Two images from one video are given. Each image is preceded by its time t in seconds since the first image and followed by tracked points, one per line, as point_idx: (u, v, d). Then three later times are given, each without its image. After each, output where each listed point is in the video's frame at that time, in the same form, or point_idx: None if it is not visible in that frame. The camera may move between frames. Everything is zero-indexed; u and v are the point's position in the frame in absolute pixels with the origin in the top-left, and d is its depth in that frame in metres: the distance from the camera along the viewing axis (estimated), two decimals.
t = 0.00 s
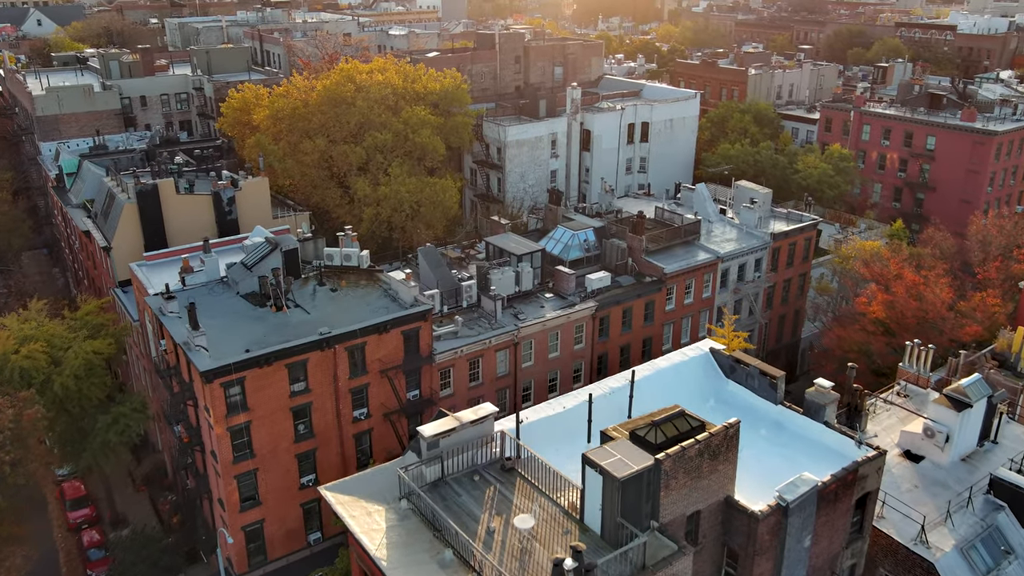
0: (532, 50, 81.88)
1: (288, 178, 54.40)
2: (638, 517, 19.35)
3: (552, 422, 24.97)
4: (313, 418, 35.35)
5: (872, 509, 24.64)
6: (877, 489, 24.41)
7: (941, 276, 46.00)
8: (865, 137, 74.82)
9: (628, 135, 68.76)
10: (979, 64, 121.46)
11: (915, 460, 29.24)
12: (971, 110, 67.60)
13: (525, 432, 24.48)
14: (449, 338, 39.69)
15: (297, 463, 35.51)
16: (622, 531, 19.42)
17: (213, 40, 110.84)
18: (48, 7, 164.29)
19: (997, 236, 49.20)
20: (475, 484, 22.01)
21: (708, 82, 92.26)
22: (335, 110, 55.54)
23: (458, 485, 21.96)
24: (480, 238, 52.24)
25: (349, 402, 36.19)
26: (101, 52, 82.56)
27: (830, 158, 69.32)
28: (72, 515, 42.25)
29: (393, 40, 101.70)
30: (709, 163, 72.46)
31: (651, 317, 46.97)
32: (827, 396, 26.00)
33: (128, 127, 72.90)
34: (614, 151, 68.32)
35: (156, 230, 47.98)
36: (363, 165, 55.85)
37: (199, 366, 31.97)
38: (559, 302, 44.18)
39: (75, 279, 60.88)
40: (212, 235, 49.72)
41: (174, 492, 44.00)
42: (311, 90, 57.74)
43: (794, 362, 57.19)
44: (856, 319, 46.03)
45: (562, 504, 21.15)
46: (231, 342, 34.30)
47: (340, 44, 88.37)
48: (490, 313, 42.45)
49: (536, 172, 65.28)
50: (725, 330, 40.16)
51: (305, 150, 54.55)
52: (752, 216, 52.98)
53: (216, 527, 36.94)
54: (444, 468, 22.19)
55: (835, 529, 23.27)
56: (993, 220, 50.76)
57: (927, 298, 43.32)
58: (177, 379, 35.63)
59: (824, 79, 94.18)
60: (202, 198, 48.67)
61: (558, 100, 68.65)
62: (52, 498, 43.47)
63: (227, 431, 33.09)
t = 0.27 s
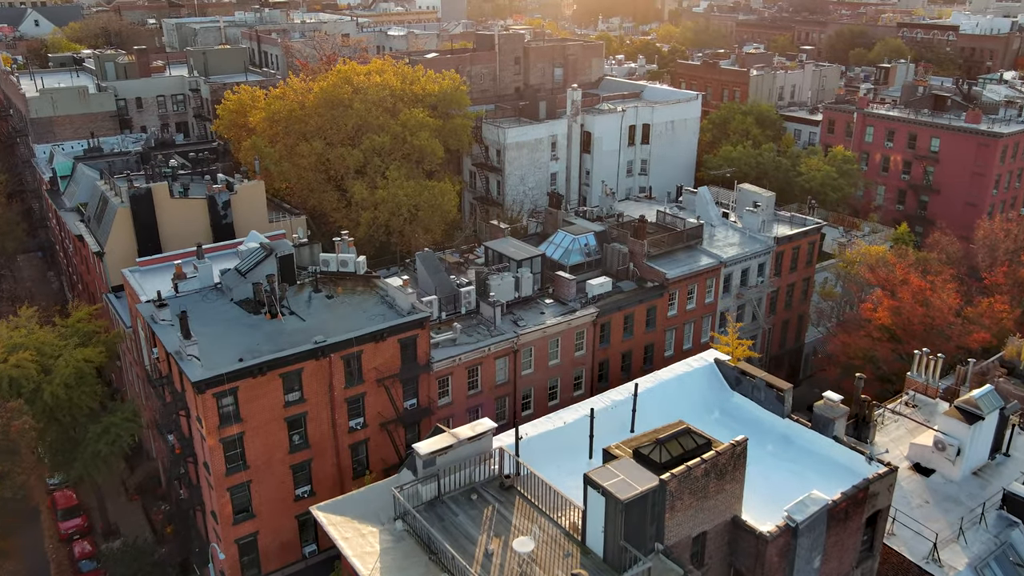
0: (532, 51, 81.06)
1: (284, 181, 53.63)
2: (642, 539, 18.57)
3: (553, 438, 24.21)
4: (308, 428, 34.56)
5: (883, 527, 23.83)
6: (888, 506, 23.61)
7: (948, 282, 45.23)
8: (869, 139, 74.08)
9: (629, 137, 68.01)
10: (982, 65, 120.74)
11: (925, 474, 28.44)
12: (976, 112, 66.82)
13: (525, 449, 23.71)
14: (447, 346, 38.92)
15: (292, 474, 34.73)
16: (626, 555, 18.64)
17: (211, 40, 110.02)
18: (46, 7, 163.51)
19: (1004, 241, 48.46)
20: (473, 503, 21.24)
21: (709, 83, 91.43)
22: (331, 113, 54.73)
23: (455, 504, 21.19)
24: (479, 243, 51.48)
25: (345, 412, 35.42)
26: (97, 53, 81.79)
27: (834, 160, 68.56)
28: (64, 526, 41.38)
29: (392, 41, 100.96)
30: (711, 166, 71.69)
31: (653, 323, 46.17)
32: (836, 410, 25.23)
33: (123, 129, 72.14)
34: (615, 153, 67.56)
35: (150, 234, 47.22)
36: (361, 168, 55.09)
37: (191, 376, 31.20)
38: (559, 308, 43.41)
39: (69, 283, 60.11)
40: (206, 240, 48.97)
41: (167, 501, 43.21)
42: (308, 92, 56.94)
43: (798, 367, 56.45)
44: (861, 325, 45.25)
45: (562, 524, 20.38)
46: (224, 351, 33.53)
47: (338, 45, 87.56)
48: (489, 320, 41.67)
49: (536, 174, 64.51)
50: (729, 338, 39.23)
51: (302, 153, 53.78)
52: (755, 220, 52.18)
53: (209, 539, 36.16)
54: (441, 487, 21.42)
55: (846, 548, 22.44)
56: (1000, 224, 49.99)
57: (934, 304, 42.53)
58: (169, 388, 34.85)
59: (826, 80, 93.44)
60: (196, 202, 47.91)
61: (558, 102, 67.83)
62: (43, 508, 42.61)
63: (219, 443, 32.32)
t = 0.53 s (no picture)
0: (532, 52, 80.26)
1: (280, 185, 52.85)
2: (646, 565, 17.81)
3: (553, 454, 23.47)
4: (303, 439, 33.82)
5: (894, 546, 23.03)
6: (899, 525, 22.82)
7: (955, 288, 44.47)
8: (872, 141, 73.36)
9: (630, 139, 67.25)
10: (984, 66, 120.14)
11: (936, 488, 27.65)
12: (981, 113, 66.06)
13: (525, 466, 22.98)
14: (446, 354, 38.18)
15: (286, 486, 33.99)
16: None
17: (208, 41, 109.23)
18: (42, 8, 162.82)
19: (1011, 245, 47.75)
20: (471, 524, 20.49)
21: (710, 84, 90.63)
22: (328, 115, 53.91)
23: (452, 525, 20.44)
24: (478, 247, 50.68)
25: (341, 422, 34.66)
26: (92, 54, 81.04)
27: (837, 163, 67.79)
28: (55, 537, 40.61)
29: (390, 42, 100.19)
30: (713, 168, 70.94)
31: (655, 329, 45.39)
32: (846, 424, 24.51)
33: (118, 131, 71.40)
34: (616, 156, 66.80)
35: (143, 239, 46.41)
36: (358, 171, 54.31)
37: (182, 388, 30.45)
38: (560, 315, 42.65)
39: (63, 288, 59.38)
40: (201, 245, 48.14)
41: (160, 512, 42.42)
42: (305, 94, 56.13)
43: (801, 373, 55.75)
44: (866, 332, 44.49)
45: (564, 547, 19.62)
46: (217, 361, 32.79)
47: (336, 45, 86.81)
48: (488, 327, 40.90)
49: (535, 177, 63.74)
50: (732, 347, 37.88)
51: (298, 156, 53.01)
52: (758, 224, 51.40)
53: (202, 552, 35.39)
54: (437, 506, 20.67)
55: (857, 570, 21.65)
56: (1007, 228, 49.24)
57: (940, 311, 41.77)
58: (160, 398, 34.09)
59: (828, 82, 92.71)
60: (190, 207, 47.11)
61: (558, 103, 67.03)
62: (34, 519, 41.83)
63: (212, 455, 31.54)
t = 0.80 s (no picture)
0: (532, 54, 79.48)
1: (276, 188, 52.10)
2: None
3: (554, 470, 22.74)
4: (298, 451, 33.06)
5: (907, 567, 22.23)
6: (912, 544, 22.04)
7: (963, 294, 43.71)
8: (876, 143, 72.62)
9: (631, 142, 66.45)
10: (987, 67, 119.36)
11: (948, 504, 26.87)
12: (986, 115, 65.33)
13: (525, 483, 22.23)
14: (444, 362, 37.42)
15: (281, 498, 33.23)
16: None
17: (206, 42, 108.36)
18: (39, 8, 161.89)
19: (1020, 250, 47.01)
20: (469, 546, 19.72)
21: (712, 86, 89.82)
22: (325, 117, 53.15)
23: (450, 548, 19.67)
24: (477, 252, 49.92)
25: (337, 433, 33.88)
26: (88, 55, 80.28)
27: (841, 165, 67.04)
28: (47, 548, 39.86)
29: (389, 42, 99.44)
30: (715, 170, 70.16)
31: (657, 335, 44.64)
32: (856, 439, 23.76)
33: (114, 133, 70.60)
34: (617, 158, 66.04)
35: (137, 244, 45.67)
36: (356, 174, 53.55)
37: (173, 399, 29.72)
38: (561, 321, 41.89)
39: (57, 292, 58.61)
40: (196, 250, 47.39)
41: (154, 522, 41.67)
42: (302, 96, 55.40)
43: (805, 379, 55.02)
44: (873, 338, 43.72)
45: (566, 571, 18.84)
46: (210, 371, 32.05)
47: (334, 46, 86.02)
48: (487, 334, 40.15)
49: (535, 180, 62.98)
50: (736, 355, 36.94)
51: (295, 159, 52.26)
52: (762, 228, 50.65)
53: (195, 565, 34.62)
54: (434, 528, 19.91)
55: None
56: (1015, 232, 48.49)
57: (948, 317, 41.02)
58: (152, 409, 33.34)
59: (830, 83, 91.96)
60: (185, 211, 46.38)
61: (559, 105, 66.25)
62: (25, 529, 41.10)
63: (204, 467, 30.78)
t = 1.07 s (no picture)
0: (531, 55, 78.75)
1: (272, 192, 51.33)
2: None
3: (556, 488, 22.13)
4: (292, 463, 32.30)
5: None
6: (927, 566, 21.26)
7: (970, 300, 42.95)
8: (878, 145, 71.91)
9: (631, 144, 65.72)
10: (989, 68, 118.66)
11: (960, 520, 26.06)
12: (991, 117, 64.63)
13: (525, 502, 21.57)
14: (442, 371, 36.68)
15: (275, 512, 32.46)
16: None
17: (203, 43, 107.60)
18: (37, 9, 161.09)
19: None
20: (467, 570, 18.93)
21: (713, 87, 89.10)
22: (322, 120, 52.42)
23: (446, 572, 18.88)
24: (475, 257, 49.16)
25: (332, 445, 33.11)
26: (83, 57, 79.54)
27: (844, 168, 66.31)
28: (36, 560, 39.07)
29: (388, 44, 98.73)
30: (717, 173, 69.44)
31: (659, 342, 43.88)
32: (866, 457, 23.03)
33: (109, 136, 69.85)
34: (617, 161, 65.33)
35: (130, 249, 44.90)
36: (353, 178, 52.80)
37: (164, 412, 28.96)
38: (561, 329, 41.14)
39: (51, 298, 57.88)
40: (189, 256, 46.59)
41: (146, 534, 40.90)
42: (298, 99, 54.69)
43: (808, 386, 54.28)
44: (878, 346, 42.96)
45: None
46: (202, 382, 31.31)
47: (331, 48, 85.29)
48: (486, 342, 39.39)
49: (535, 184, 62.24)
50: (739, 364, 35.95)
51: (291, 163, 51.50)
52: (765, 233, 49.90)
53: None
54: (430, 552, 19.13)
55: None
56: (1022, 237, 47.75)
57: (955, 324, 40.32)
58: (143, 420, 32.57)
59: (832, 84, 91.28)
60: (178, 216, 45.60)
61: (558, 107, 65.50)
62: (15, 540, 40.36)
63: (195, 481, 30.02)
